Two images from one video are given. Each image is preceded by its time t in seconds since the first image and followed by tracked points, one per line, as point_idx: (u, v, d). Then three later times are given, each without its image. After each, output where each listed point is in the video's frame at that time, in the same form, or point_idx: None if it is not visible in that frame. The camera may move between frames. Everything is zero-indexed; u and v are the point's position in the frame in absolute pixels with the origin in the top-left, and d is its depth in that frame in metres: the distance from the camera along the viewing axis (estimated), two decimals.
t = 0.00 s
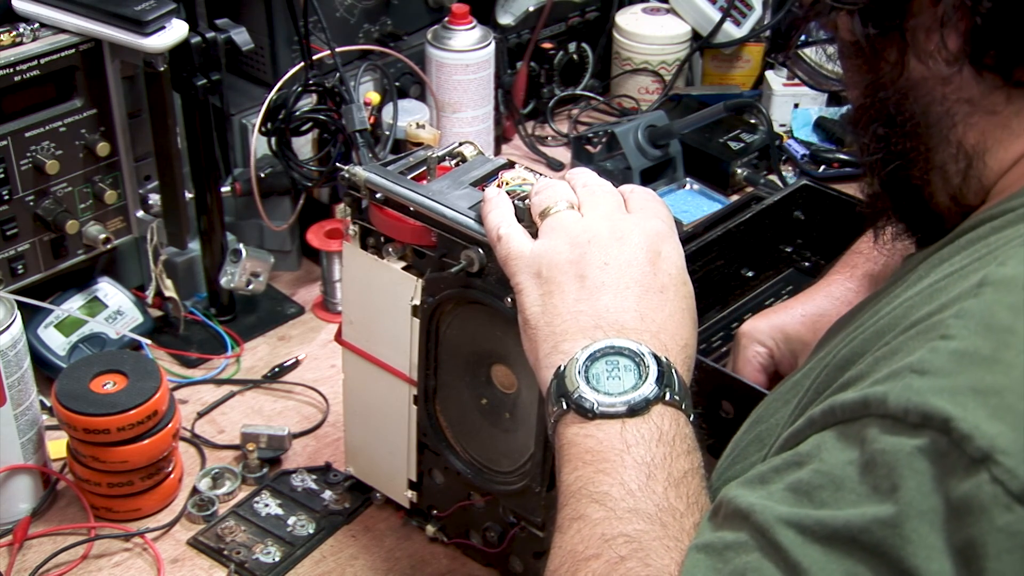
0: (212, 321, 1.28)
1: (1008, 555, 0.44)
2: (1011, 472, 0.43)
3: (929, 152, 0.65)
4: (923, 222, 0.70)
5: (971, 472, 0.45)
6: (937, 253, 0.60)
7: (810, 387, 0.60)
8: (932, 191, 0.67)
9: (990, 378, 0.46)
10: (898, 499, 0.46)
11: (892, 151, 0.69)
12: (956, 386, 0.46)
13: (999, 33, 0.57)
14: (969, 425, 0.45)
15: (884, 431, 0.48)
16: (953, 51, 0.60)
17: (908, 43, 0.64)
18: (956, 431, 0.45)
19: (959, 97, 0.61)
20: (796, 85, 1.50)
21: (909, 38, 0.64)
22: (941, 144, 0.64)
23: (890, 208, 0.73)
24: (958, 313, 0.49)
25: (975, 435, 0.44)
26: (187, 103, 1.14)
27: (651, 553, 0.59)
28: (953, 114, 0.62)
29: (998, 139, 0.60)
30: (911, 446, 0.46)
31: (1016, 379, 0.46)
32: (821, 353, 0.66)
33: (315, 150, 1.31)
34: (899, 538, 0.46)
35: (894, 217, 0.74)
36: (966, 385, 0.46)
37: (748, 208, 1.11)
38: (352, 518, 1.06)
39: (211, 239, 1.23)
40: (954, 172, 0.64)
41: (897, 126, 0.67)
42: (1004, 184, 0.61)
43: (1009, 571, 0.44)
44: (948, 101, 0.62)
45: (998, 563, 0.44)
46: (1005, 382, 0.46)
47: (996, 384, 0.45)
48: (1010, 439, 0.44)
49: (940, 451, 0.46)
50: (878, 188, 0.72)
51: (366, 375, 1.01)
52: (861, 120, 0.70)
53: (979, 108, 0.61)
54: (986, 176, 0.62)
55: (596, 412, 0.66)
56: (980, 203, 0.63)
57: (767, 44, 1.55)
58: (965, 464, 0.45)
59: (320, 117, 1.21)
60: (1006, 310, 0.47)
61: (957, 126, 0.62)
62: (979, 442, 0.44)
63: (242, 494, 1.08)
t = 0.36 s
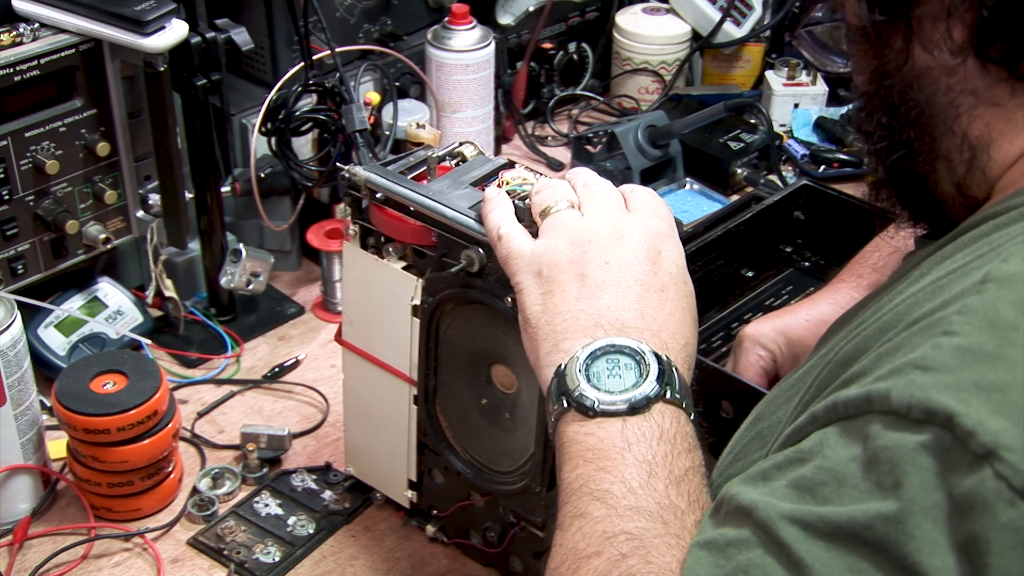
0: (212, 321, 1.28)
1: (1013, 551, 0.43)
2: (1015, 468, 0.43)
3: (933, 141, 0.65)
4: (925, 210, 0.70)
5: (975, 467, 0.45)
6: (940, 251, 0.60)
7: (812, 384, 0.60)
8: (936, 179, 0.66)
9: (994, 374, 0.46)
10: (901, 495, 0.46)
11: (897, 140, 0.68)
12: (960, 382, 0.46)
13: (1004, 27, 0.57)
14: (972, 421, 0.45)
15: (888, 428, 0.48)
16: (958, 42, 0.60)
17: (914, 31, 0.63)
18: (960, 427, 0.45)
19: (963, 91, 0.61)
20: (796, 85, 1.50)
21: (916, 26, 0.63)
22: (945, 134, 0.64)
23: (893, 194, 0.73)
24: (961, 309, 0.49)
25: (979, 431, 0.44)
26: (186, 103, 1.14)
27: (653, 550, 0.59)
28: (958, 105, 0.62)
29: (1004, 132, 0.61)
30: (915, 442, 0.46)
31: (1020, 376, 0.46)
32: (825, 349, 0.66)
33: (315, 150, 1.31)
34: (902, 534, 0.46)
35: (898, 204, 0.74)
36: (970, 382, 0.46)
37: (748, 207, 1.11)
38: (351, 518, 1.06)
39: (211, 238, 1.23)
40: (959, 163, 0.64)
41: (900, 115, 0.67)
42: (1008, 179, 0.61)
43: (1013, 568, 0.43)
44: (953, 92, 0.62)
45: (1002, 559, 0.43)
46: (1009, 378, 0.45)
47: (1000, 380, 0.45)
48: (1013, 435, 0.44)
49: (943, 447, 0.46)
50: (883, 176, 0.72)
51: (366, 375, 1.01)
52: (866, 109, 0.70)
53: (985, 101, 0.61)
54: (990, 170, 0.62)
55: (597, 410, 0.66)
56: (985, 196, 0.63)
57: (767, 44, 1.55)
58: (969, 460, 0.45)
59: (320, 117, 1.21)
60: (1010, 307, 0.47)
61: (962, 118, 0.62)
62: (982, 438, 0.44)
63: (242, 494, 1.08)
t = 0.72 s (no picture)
0: (212, 321, 1.28)
1: (1020, 554, 0.43)
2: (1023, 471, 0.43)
3: (945, 139, 0.64)
4: (950, 201, 0.69)
5: (983, 470, 0.44)
6: (947, 251, 0.60)
7: (817, 384, 0.60)
8: (952, 173, 0.66)
9: (1002, 377, 0.46)
10: (908, 497, 0.46)
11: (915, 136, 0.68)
12: (969, 384, 0.46)
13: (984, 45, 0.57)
14: (981, 424, 0.45)
15: (895, 429, 0.48)
16: (954, 56, 0.61)
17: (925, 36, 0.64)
18: (969, 430, 0.45)
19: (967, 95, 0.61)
20: (797, 85, 1.50)
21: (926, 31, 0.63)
22: (956, 132, 0.63)
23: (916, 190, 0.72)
24: (969, 311, 0.49)
25: (988, 434, 0.44)
26: (187, 103, 1.14)
27: (656, 550, 0.59)
28: (965, 108, 0.62)
29: (1010, 134, 0.60)
30: (922, 445, 0.46)
31: None
32: (828, 348, 0.66)
33: (315, 150, 1.31)
34: (908, 536, 0.46)
35: (919, 194, 0.73)
36: (979, 384, 0.46)
37: (749, 206, 1.11)
38: (352, 518, 1.06)
39: (211, 238, 1.23)
40: (971, 159, 0.63)
41: (918, 109, 0.67)
42: (1020, 179, 0.60)
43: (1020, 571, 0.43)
44: (961, 97, 0.62)
45: (1009, 562, 0.43)
46: (1017, 381, 0.46)
47: (1008, 383, 0.45)
48: (1021, 438, 0.44)
49: (951, 449, 0.46)
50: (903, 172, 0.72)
51: (366, 374, 1.01)
52: (889, 106, 0.70)
53: (989, 101, 0.60)
54: (1002, 166, 0.61)
55: (599, 409, 0.66)
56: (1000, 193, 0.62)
57: (767, 44, 1.55)
58: (977, 463, 0.45)
59: (320, 117, 1.21)
60: (1018, 310, 0.48)
61: (971, 120, 0.62)
62: (991, 441, 0.44)
63: (242, 494, 1.08)
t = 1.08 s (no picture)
0: (212, 321, 1.28)
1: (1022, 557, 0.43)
2: None
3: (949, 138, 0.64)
4: (950, 198, 0.69)
5: (985, 472, 0.44)
6: (949, 249, 0.60)
7: (819, 382, 0.60)
8: (955, 173, 0.66)
9: (1005, 378, 0.46)
10: (909, 498, 0.46)
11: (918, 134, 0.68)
12: (972, 385, 0.46)
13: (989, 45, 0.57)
14: (983, 426, 0.45)
15: (897, 430, 0.48)
16: (955, 58, 0.61)
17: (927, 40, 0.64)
18: (971, 431, 0.45)
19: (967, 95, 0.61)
20: (796, 85, 1.50)
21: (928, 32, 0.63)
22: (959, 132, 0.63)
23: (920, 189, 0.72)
24: (973, 311, 0.49)
25: (990, 436, 0.44)
26: (186, 103, 1.14)
27: (655, 549, 0.59)
28: (967, 109, 0.61)
29: (1014, 132, 0.60)
30: (924, 445, 0.46)
31: None
32: (828, 345, 0.66)
33: (315, 150, 1.31)
34: (910, 537, 0.46)
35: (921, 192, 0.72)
36: (983, 385, 0.46)
37: (750, 207, 1.12)
38: (352, 518, 1.06)
39: (211, 239, 1.23)
40: (974, 158, 0.63)
41: (921, 108, 0.66)
42: None
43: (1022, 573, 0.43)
44: (964, 96, 0.61)
45: (1011, 564, 0.43)
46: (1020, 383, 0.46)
47: (1011, 385, 0.45)
48: None
49: (953, 450, 0.46)
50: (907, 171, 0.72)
51: (366, 374, 1.01)
52: (893, 107, 0.70)
53: (993, 99, 0.60)
54: (1006, 164, 0.61)
55: (599, 408, 0.66)
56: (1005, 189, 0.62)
57: (767, 44, 1.55)
58: (979, 464, 0.45)
59: (319, 117, 1.21)
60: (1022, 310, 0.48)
61: (974, 119, 0.61)
62: (993, 443, 0.44)
63: (242, 494, 1.08)
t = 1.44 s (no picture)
0: (212, 321, 1.28)
1: None
2: None
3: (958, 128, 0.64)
4: (949, 194, 0.69)
5: (992, 467, 0.44)
6: (952, 245, 0.60)
7: (822, 375, 0.60)
8: (958, 167, 0.65)
9: (1013, 374, 0.46)
10: (915, 493, 0.46)
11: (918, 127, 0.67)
12: (979, 379, 0.46)
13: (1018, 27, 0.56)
14: (990, 421, 0.45)
15: (904, 424, 0.48)
16: (979, 39, 0.60)
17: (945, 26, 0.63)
18: (978, 426, 0.45)
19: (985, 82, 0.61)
20: (796, 85, 1.50)
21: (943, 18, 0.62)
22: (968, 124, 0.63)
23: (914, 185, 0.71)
24: (980, 305, 0.49)
25: (997, 431, 0.44)
26: (186, 103, 1.14)
27: (657, 545, 0.59)
28: (983, 96, 0.61)
29: None
30: (931, 440, 0.46)
31: None
32: (830, 342, 0.66)
33: (315, 150, 1.31)
34: (915, 533, 0.46)
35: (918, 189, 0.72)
36: (989, 379, 0.46)
37: (750, 207, 1.12)
38: (352, 518, 1.05)
39: (211, 239, 1.23)
40: (982, 151, 0.63)
41: (928, 97, 0.66)
42: None
43: None
44: (980, 82, 0.61)
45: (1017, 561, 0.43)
46: None
47: (1019, 380, 0.46)
48: None
49: (960, 445, 0.46)
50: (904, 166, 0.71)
51: (367, 374, 1.01)
52: (893, 100, 0.69)
53: (1005, 87, 0.60)
54: (1016, 158, 0.61)
55: (599, 405, 0.66)
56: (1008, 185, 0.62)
57: (767, 44, 1.55)
58: (986, 459, 0.45)
59: (319, 117, 1.21)
60: None
61: (987, 109, 0.61)
62: (1000, 438, 0.44)
63: (242, 494, 1.08)
